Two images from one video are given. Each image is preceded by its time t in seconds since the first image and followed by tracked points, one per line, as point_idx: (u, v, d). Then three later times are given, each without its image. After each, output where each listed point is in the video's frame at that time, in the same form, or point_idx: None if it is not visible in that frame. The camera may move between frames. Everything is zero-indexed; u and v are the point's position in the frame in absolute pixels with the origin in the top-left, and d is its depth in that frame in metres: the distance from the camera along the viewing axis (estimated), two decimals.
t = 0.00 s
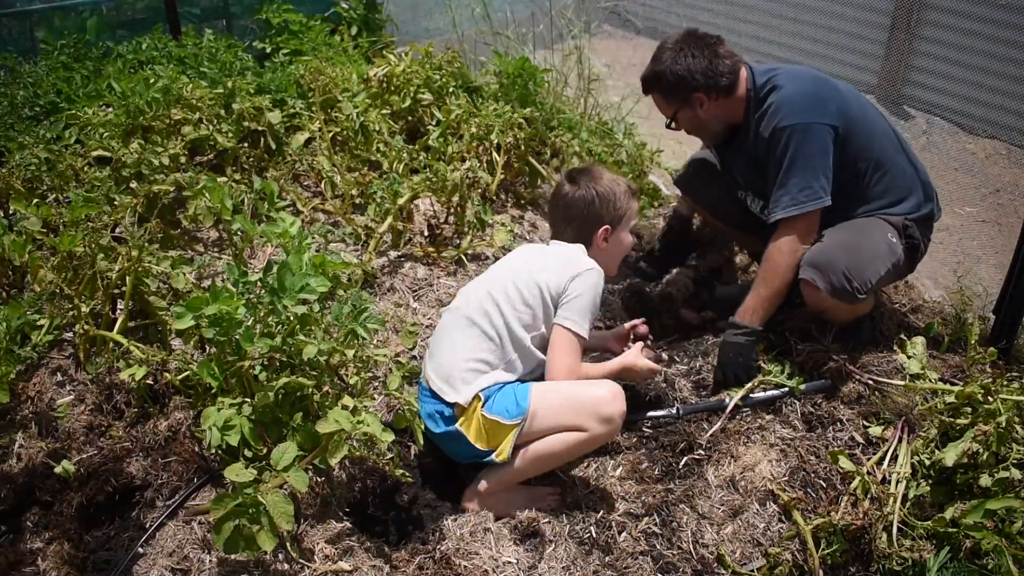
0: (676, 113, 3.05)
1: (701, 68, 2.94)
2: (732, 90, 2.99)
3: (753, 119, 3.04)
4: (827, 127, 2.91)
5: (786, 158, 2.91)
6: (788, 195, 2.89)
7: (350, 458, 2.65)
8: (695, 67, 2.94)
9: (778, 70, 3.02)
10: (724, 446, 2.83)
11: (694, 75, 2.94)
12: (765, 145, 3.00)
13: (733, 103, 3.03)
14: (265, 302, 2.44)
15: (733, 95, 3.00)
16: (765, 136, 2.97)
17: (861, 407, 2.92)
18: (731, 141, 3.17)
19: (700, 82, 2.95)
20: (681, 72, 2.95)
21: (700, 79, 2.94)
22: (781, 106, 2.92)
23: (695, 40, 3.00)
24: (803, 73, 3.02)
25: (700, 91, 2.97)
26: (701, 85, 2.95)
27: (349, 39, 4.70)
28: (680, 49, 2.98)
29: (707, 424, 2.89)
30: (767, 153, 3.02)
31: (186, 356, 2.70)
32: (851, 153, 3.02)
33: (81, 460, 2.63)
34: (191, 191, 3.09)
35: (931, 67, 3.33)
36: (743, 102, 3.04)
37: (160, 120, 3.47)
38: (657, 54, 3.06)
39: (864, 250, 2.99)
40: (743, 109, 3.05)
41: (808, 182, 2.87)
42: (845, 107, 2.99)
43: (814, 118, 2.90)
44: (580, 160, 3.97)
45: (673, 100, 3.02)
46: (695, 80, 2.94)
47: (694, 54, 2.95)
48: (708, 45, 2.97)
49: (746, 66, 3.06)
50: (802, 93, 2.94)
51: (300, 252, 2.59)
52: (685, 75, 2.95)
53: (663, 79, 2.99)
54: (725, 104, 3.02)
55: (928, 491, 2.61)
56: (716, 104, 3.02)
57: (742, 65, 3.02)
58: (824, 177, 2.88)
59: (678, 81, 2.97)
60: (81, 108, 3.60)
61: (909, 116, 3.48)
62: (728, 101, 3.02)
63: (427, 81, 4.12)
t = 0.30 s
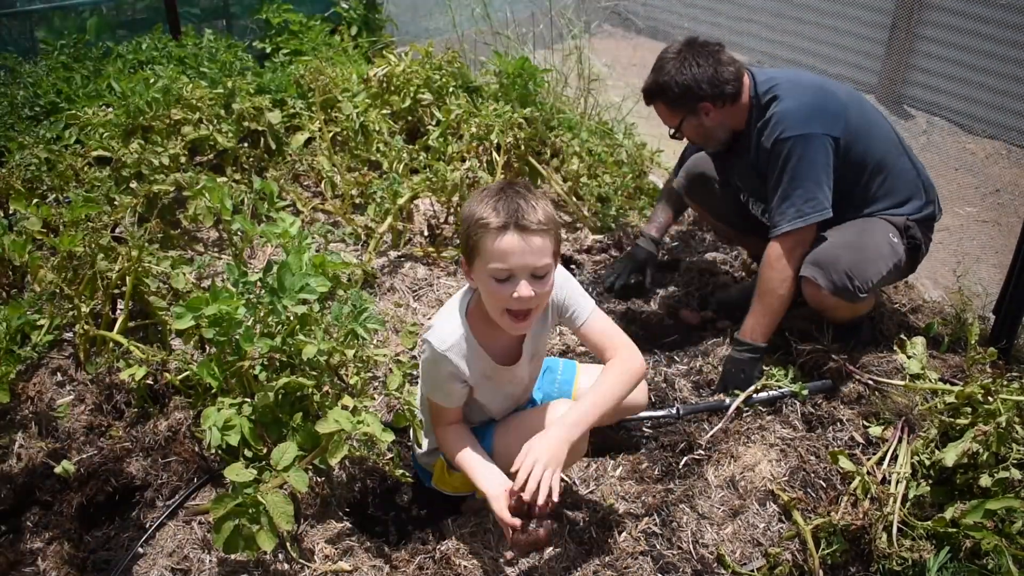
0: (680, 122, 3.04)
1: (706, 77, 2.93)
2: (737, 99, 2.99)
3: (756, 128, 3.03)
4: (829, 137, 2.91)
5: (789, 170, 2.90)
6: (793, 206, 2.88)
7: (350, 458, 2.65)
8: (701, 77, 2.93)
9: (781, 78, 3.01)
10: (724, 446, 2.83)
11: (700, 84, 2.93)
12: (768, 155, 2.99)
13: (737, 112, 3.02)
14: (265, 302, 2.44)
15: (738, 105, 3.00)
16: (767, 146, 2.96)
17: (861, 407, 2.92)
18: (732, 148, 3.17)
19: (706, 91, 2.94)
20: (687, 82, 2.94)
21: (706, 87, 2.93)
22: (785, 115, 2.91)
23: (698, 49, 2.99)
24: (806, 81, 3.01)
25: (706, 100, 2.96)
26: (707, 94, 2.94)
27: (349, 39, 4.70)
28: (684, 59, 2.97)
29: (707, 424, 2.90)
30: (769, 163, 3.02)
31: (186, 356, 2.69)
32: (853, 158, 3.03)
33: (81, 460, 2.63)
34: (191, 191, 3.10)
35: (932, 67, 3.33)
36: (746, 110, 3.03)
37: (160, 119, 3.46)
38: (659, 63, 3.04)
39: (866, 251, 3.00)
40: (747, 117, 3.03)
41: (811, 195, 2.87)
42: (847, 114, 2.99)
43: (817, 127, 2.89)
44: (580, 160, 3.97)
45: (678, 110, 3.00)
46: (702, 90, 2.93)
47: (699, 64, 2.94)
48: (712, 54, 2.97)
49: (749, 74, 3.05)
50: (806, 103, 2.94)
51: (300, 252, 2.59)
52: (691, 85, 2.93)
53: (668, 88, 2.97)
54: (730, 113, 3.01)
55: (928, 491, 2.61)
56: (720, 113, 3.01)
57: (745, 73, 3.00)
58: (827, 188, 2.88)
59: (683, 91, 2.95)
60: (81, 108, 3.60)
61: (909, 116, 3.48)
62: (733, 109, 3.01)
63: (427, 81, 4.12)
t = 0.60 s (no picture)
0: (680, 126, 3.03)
1: (705, 80, 2.92)
2: (736, 102, 2.98)
3: (757, 130, 3.03)
4: (831, 139, 2.91)
5: (793, 173, 2.90)
6: (796, 209, 2.88)
7: (350, 458, 2.65)
8: (700, 80, 2.92)
9: (781, 80, 3.01)
10: (724, 446, 2.83)
11: (699, 88, 2.92)
12: (769, 157, 2.99)
13: (736, 115, 3.02)
14: (265, 302, 2.44)
15: (738, 107, 2.99)
16: (769, 148, 2.96)
17: (861, 407, 2.92)
18: (730, 150, 3.18)
19: (705, 95, 2.93)
20: (687, 86, 2.93)
21: (705, 91, 2.93)
22: (787, 118, 2.91)
23: (697, 52, 2.97)
24: (805, 83, 3.02)
25: (706, 104, 2.95)
26: (706, 98, 2.94)
27: (349, 39, 4.71)
28: (683, 62, 2.95)
29: (707, 424, 2.90)
30: (769, 165, 3.03)
31: (186, 356, 2.69)
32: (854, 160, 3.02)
33: (81, 460, 2.63)
34: (191, 191, 3.10)
35: (932, 67, 3.33)
36: (745, 112, 3.03)
37: (160, 119, 3.46)
38: (658, 65, 3.02)
39: (868, 244, 3.00)
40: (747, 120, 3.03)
41: (816, 197, 2.87)
42: (846, 115, 2.99)
43: (819, 129, 2.90)
44: (580, 160, 3.97)
45: (678, 114, 3.00)
46: (701, 93, 2.93)
47: (698, 67, 2.93)
48: (711, 57, 2.96)
49: (749, 76, 3.05)
50: (807, 105, 2.94)
51: (300, 252, 2.59)
52: (691, 89, 2.93)
53: (667, 92, 2.96)
54: (730, 116, 3.01)
55: (928, 491, 2.61)
56: (720, 116, 3.01)
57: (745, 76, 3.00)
58: (829, 190, 2.89)
59: (683, 95, 2.95)
60: (81, 108, 3.60)
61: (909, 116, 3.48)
62: (732, 112, 3.01)
63: (427, 81, 4.12)
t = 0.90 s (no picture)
0: (690, 122, 3.02)
1: (715, 75, 2.91)
2: (744, 98, 2.98)
3: (764, 129, 3.03)
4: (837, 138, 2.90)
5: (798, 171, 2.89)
6: (799, 207, 2.86)
7: (350, 458, 2.65)
8: (709, 75, 2.91)
9: (790, 79, 3.02)
10: (724, 446, 2.83)
11: (709, 83, 2.92)
12: (775, 155, 2.98)
13: (745, 111, 3.02)
14: (265, 302, 2.44)
15: (746, 104, 3.00)
16: (775, 145, 2.96)
17: (861, 407, 2.92)
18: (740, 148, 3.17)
19: (715, 90, 2.93)
20: (697, 81, 2.92)
21: (715, 86, 2.92)
22: (796, 115, 2.91)
23: (705, 48, 2.97)
24: (814, 83, 3.02)
25: (716, 99, 2.95)
26: (716, 93, 2.93)
27: (349, 39, 4.72)
28: (692, 57, 2.94)
29: (707, 424, 2.90)
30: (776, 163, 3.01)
31: (186, 356, 2.70)
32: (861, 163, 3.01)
33: (81, 460, 2.63)
34: (191, 191, 3.10)
35: (932, 67, 3.33)
36: (754, 110, 3.03)
37: (160, 119, 3.46)
38: (666, 62, 3.02)
39: (873, 246, 3.00)
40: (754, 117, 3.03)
41: (821, 197, 2.85)
42: (855, 117, 2.98)
43: (825, 128, 2.89)
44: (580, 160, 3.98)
45: (687, 110, 2.99)
46: (711, 88, 2.92)
47: (707, 62, 2.92)
48: (720, 52, 2.95)
49: (758, 73, 3.05)
50: (816, 103, 2.93)
51: (300, 252, 2.59)
52: (701, 84, 2.92)
53: (677, 88, 2.95)
54: (738, 112, 3.01)
55: (928, 491, 2.61)
56: (730, 111, 3.00)
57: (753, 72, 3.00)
58: (834, 191, 2.86)
59: (694, 90, 2.94)
60: (81, 108, 3.60)
61: (909, 116, 3.48)
62: (740, 109, 3.00)
63: (427, 81, 4.12)
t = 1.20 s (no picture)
0: (699, 110, 3.00)
1: (724, 61, 2.92)
2: (751, 88, 2.98)
3: (767, 125, 3.03)
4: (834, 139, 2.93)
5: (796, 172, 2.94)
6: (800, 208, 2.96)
7: (350, 458, 2.64)
8: (718, 61, 2.92)
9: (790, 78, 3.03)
10: (724, 446, 2.83)
11: (718, 69, 2.91)
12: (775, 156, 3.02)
13: (751, 103, 3.01)
14: (265, 303, 2.43)
15: (753, 95, 3.00)
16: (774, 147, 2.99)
17: (861, 407, 2.92)
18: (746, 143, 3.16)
19: (724, 75, 2.92)
20: (706, 68, 2.91)
21: (724, 71, 2.92)
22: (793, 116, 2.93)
23: (711, 38, 2.98)
24: (815, 82, 3.03)
25: (725, 86, 2.93)
26: (725, 78, 2.92)
27: (349, 39, 4.71)
28: (698, 47, 2.95)
29: (708, 424, 2.90)
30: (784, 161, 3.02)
31: (186, 356, 2.69)
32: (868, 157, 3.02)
33: (81, 460, 2.63)
34: (190, 191, 3.10)
35: (933, 66, 3.32)
36: (759, 105, 3.03)
37: (160, 119, 3.46)
38: (671, 55, 3.01)
39: (881, 242, 3.00)
40: (759, 112, 3.03)
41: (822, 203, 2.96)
42: (856, 117, 2.99)
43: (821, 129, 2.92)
44: (581, 160, 3.97)
45: (696, 98, 2.97)
46: (720, 74, 2.92)
47: (716, 50, 2.93)
48: (727, 42, 2.97)
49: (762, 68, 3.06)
50: (819, 107, 2.95)
51: (300, 252, 2.59)
52: (710, 70, 2.91)
53: (685, 75, 2.94)
54: (745, 102, 3.00)
55: (928, 491, 2.61)
56: (739, 100, 2.99)
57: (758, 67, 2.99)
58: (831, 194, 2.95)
59: (703, 76, 2.93)
60: (81, 107, 3.60)
61: (909, 116, 3.47)
62: (747, 99, 3.00)
63: (427, 81, 4.12)
